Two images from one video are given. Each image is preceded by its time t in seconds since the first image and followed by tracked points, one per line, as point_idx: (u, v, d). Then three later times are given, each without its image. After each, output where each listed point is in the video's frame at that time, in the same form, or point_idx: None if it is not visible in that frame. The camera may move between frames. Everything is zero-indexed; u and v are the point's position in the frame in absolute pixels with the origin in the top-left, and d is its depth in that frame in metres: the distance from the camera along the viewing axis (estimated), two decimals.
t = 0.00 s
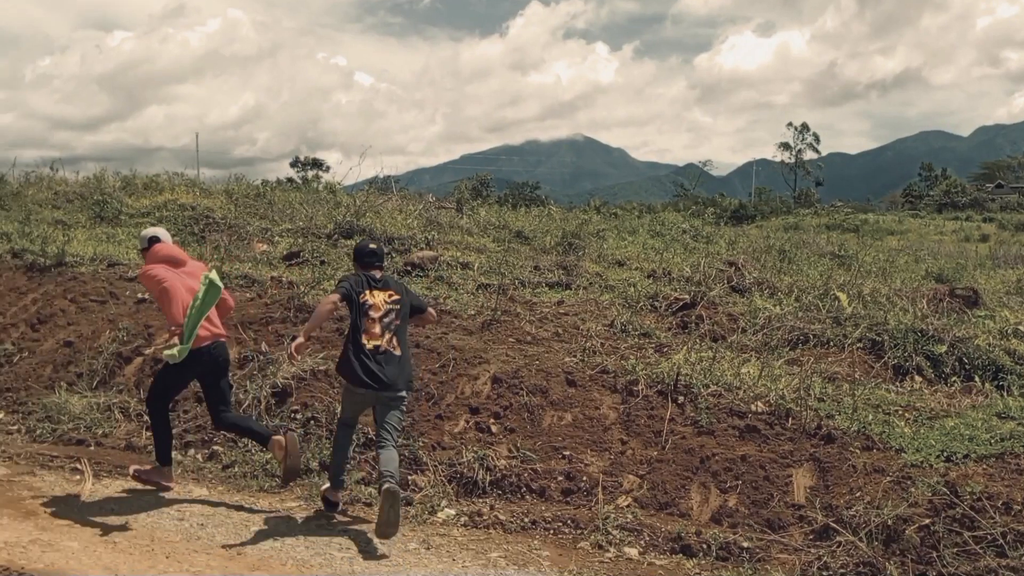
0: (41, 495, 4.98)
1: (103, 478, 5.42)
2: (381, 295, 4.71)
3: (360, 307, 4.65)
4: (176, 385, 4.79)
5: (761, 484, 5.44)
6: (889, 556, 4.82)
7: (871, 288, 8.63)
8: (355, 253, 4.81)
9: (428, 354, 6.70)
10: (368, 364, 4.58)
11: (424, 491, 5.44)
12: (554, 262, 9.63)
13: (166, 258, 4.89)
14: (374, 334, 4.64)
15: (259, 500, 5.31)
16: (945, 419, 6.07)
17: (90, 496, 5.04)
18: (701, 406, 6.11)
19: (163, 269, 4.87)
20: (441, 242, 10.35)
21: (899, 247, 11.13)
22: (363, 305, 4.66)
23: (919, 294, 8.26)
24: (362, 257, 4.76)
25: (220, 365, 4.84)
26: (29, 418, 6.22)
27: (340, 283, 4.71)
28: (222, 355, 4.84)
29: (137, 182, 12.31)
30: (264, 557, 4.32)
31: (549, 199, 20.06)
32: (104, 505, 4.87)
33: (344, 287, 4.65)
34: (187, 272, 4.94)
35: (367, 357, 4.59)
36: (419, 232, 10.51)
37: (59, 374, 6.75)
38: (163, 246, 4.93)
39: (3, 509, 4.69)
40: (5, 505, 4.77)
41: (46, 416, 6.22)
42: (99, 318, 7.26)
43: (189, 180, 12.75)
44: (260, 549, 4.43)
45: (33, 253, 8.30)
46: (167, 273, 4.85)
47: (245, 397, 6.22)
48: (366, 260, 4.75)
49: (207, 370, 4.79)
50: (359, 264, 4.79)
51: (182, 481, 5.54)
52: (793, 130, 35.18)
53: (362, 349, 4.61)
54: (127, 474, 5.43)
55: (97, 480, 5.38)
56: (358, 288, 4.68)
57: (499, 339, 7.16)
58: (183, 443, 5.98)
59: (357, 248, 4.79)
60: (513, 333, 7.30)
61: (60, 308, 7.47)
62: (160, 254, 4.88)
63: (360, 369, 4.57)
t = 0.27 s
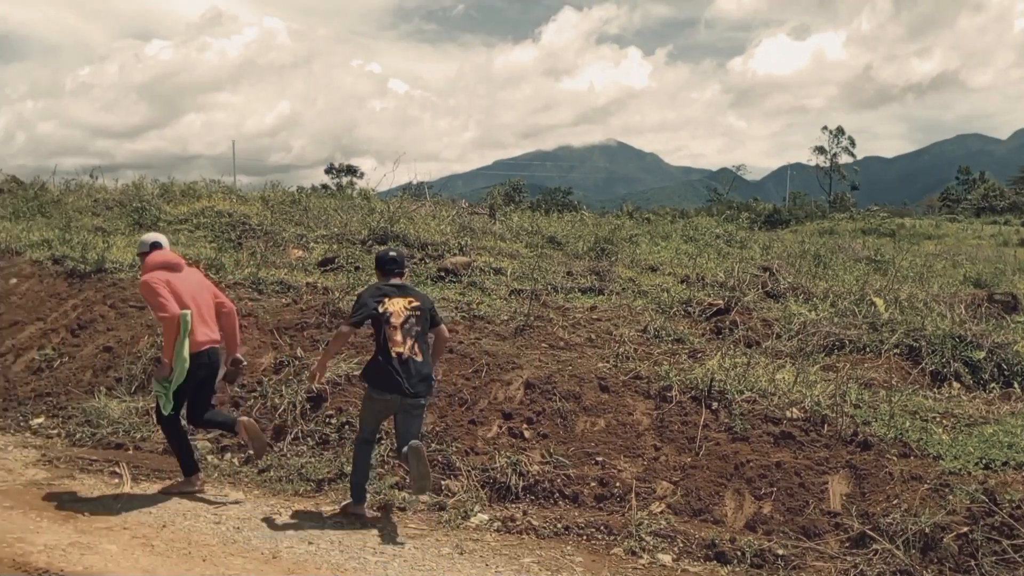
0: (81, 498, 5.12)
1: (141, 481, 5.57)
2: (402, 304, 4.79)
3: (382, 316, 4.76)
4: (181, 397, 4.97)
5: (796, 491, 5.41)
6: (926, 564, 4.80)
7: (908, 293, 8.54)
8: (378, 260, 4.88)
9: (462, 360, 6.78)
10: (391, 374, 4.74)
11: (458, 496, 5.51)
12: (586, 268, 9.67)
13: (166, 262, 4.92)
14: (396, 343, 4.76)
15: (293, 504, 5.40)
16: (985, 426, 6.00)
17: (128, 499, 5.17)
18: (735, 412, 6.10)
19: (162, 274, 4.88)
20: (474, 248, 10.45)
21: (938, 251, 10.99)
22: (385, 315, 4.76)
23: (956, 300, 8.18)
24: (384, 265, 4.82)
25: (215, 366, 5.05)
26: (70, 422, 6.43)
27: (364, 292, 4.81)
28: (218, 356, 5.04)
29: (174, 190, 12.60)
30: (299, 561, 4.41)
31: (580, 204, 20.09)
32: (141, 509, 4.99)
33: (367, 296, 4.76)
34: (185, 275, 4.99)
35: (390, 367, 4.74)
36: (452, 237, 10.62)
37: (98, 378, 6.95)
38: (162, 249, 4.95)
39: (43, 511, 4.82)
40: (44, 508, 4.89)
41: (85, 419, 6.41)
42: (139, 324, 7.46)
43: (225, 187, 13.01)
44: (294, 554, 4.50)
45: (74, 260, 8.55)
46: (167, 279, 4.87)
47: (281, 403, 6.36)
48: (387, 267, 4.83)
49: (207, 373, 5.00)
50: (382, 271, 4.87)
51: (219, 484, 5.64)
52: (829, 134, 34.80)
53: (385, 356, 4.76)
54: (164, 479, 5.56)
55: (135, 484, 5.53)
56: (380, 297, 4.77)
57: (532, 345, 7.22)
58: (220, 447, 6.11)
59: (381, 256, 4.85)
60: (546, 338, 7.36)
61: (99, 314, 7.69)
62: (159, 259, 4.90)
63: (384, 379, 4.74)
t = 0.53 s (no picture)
0: (118, 493, 5.29)
1: (177, 477, 5.72)
2: (422, 307, 5.16)
3: (402, 319, 5.14)
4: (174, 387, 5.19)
5: (830, 489, 5.42)
6: (964, 561, 4.83)
7: (944, 290, 8.50)
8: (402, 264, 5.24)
9: (494, 357, 6.87)
10: (409, 374, 5.11)
11: (491, 493, 5.60)
12: (617, 264, 9.71)
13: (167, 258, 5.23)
14: (415, 344, 5.12)
15: (327, 501, 5.50)
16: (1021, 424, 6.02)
17: (163, 494, 5.32)
18: (768, 409, 6.13)
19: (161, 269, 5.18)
20: (505, 246, 10.53)
21: (974, 247, 10.86)
22: (405, 317, 5.14)
23: (993, 297, 8.12)
24: (408, 268, 5.18)
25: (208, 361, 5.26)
26: (107, 419, 6.66)
27: (387, 296, 5.21)
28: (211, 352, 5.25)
29: (209, 189, 12.86)
30: (333, 556, 4.51)
31: (611, 200, 20.08)
32: (176, 504, 5.14)
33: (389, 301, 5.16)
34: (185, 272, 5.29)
35: (409, 366, 5.11)
36: (482, 235, 10.72)
37: (136, 375, 7.17)
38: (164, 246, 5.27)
39: (81, 507, 4.98)
40: (80, 504, 5.04)
41: (122, 416, 6.62)
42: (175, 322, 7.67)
43: (259, 186, 13.25)
44: (328, 549, 4.61)
45: (112, 258, 8.79)
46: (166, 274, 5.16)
47: (315, 399, 6.51)
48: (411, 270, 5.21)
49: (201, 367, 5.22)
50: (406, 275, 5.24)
51: (255, 481, 5.82)
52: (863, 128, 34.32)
53: (404, 354, 5.13)
54: (198, 476, 5.73)
55: (171, 480, 5.69)
56: (401, 301, 5.16)
57: (563, 342, 7.29)
58: (255, 443, 6.32)
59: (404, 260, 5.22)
60: (578, 335, 7.42)
61: (137, 312, 7.91)
62: (158, 256, 5.21)
63: (403, 378, 5.12)
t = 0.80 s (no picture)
0: (152, 495, 5.41)
1: (212, 480, 5.83)
2: (439, 296, 5.37)
3: (421, 308, 5.38)
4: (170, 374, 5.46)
5: (863, 495, 5.44)
6: (999, 567, 4.80)
7: (978, 294, 8.51)
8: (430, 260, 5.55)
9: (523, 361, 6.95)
10: (423, 360, 5.32)
11: (520, 496, 5.68)
12: (647, 269, 9.74)
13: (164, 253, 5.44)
14: (430, 331, 5.33)
15: (358, 503, 5.59)
16: None
17: (197, 496, 5.45)
18: (800, 414, 6.14)
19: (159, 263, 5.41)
20: (534, 250, 10.60)
21: (1010, 251, 10.76)
22: (423, 306, 5.38)
23: None
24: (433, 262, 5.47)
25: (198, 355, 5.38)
26: (142, 423, 6.83)
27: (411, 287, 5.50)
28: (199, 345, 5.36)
29: (241, 194, 13.08)
30: (364, 559, 4.60)
31: (640, 203, 20.09)
32: (209, 506, 5.27)
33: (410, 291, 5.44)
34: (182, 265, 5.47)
35: (424, 353, 5.33)
36: (511, 239, 10.82)
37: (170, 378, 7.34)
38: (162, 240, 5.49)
39: (115, 508, 5.08)
40: (116, 505, 5.14)
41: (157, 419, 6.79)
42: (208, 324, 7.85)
43: (290, 191, 13.45)
44: (359, 552, 4.70)
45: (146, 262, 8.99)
46: (162, 267, 5.37)
47: (346, 403, 6.63)
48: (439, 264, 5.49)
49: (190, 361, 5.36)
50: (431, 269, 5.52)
51: (287, 484, 5.90)
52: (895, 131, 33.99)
53: (421, 342, 5.36)
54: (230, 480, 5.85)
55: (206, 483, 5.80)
56: (419, 291, 5.42)
57: (593, 346, 7.34)
58: (286, 446, 6.41)
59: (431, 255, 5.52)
60: (607, 340, 7.47)
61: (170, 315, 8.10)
62: (153, 252, 5.43)
63: (417, 364, 5.33)
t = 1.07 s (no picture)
0: (180, 493, 5.52)
1: (239, 478, 5.94)
2: (462, 279, 5.71)
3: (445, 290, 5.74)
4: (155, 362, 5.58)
5: (890, 495, 5.43)
6: None
7: (1008, 290, 8.50)
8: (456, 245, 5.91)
9: (548, 359, 7.00)
10: (446, 339, 5.67)
11: (545, 495, 5.73)
12: (672, 266, 9.74)
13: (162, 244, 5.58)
14: (452, 311, 5.68)
15: (384, 501, 5.68)
16: None
17: (224, 494, 5.56)
18: (827, 413, 6.14)
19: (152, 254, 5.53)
20: (558, 247, 10.64)
21: None
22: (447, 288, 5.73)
23: None
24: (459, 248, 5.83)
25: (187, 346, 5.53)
26: (170, 419, 6.96)
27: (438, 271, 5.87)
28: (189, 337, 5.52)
29: (267, 193, 13.25)
30: (390, 556, 4.68)
31: (664, 200, 20.05)
32: (235, 504, 5.37)
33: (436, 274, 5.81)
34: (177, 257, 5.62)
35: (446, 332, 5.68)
36: (535, 236, 10.87)
37: (197, 376, 7.46)
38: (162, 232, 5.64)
39: (144, 506, 5.19)
40: (145, 504, 5.25)
41: (185, 417, 6.92)
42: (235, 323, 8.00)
43: (315, 190, 13.60)
44: (385, 550, 4.77)
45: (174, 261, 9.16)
46: (155, 258, 5.50)
47: (371, 401, 6.72)
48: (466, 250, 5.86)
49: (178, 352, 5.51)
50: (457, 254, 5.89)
51: (313, 481, 6.00)
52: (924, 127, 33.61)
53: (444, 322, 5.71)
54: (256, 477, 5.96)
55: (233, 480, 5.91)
56: (444, 274, 5.78)
57: (617, 344, 7.37)
58: (312, 444, 6.51)
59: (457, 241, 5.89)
60: (632, 338, 7.49)
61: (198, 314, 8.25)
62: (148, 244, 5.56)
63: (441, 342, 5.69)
